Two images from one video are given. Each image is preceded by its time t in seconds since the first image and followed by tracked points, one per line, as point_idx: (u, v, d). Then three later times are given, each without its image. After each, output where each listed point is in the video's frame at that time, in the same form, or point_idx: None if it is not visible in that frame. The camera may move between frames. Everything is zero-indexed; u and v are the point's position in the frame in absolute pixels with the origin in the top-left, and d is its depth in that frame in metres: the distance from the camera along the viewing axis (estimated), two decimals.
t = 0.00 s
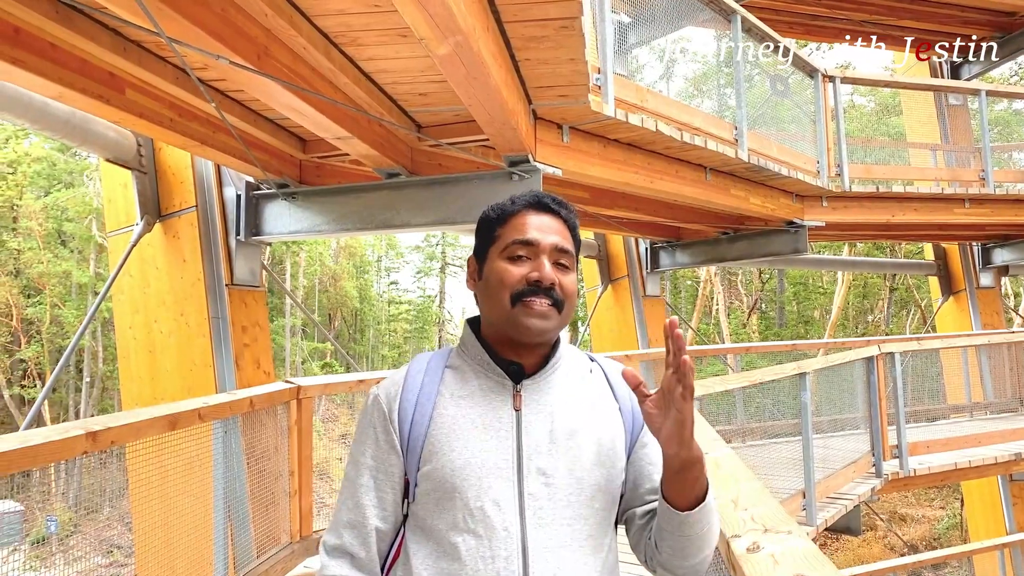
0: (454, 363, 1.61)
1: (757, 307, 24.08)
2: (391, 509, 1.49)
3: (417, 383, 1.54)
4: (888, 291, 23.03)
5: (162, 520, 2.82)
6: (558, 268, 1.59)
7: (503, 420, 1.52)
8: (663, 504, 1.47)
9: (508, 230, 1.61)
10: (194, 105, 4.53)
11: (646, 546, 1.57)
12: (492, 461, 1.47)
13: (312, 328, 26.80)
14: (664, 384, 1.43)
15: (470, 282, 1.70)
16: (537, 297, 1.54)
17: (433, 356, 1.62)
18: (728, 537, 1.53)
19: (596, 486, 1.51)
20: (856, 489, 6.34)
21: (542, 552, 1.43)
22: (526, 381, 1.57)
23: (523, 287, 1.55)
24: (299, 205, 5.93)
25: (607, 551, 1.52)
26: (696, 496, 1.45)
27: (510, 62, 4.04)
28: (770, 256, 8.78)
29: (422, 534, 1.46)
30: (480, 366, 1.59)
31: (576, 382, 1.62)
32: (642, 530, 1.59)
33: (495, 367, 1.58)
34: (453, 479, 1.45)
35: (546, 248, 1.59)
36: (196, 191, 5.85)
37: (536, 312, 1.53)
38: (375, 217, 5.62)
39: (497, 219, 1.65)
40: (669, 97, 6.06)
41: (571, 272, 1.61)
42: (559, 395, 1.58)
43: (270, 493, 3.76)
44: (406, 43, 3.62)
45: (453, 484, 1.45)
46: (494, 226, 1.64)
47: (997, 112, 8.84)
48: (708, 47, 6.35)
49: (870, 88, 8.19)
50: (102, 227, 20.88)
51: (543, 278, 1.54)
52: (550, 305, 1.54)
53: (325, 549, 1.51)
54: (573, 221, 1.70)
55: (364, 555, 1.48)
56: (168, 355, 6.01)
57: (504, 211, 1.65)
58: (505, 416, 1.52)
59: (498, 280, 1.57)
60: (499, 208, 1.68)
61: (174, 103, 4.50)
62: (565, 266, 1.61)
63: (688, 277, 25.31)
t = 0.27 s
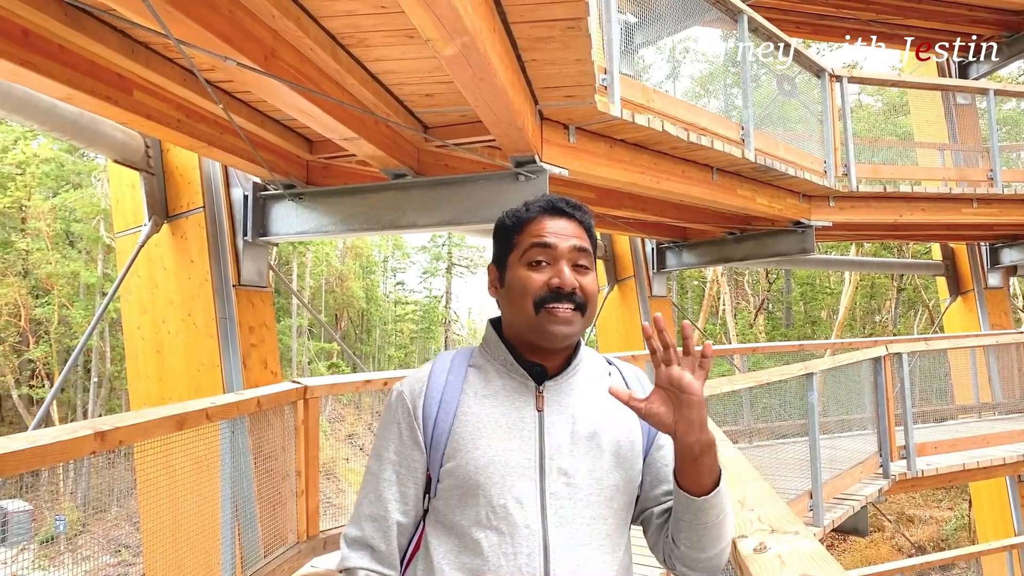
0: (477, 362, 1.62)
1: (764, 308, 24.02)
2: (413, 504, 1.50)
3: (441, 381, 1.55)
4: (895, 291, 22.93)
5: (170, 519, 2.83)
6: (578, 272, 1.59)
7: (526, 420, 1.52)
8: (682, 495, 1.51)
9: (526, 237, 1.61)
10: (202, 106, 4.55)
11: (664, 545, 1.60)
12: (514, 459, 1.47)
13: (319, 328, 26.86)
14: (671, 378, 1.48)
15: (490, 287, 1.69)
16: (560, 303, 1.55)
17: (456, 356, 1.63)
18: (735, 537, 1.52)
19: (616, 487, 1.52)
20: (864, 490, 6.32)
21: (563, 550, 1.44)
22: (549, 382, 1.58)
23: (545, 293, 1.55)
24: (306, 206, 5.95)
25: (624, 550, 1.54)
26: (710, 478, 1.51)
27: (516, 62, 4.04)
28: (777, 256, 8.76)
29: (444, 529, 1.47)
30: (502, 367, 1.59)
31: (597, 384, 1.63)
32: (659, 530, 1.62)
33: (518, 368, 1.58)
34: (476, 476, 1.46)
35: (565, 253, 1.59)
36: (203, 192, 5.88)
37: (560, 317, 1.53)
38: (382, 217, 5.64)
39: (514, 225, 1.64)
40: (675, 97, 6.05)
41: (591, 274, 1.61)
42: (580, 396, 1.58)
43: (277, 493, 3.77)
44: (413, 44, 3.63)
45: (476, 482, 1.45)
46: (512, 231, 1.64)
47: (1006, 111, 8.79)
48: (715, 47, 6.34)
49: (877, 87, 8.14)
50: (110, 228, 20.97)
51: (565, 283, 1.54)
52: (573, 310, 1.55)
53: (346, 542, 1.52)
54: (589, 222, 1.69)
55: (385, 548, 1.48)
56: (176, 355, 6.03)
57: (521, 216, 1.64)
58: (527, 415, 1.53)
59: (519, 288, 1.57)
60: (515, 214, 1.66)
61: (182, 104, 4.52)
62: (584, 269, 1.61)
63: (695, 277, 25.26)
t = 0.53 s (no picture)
0: (493, 360, 1.61)
1: (769, 307, 23.96)
2: (427, 499, 1.49)
3: (457, 378, 1.55)
4: (902, 291, 22.85)
5: (177, 518, 2.83)
6: (596, 275, 1.58)
7: (540, 419, 1.52)
8: (701, 511, 1.47)
9: (546, 237, 1.59)
10: (207, 106, 4.56)
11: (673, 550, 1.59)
12: (529, 457, 1.47)
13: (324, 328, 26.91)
14: (709, 405, 1.40)
15: (510, 287, 1.68)
16: (576, 304, 1.53)
17: (472, 353, 1.63)
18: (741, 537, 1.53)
19: (628, 487, 1.52)
20: (870, 490, 6.30)
21: (576, 548, 1.43)
22: (564, 383, 1.57)
23: (562, 295, 1.54)
24: (311, 205, 5.96)
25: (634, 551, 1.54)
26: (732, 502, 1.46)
27: (521, 60, 4.04)
28: (782, 256, 8.73)
29: (457, 524, 1.47)
30: (518, 366, 1.58)
31: (612, 386, 1.62)
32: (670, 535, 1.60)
33: (533, 368, 1.57)
34: (490, 473, 1.45)
35: (584, 255, 1.57)
36: (208, 192, 5.89)
37: (576, 318, 1.53)
38: (387, 217, 5.65)
39: (535, 225, 1.63)
40: (681, 97, 6.04)
41: (610, 277, 1.60)
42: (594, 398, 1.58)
43: (282, 493, 3.78)
44: (418, 43, 3.63)
45: (490, 479, 1.45)
46: (532, 232, 1.62)
47: (1013, 109, 8.75)
48: (720, 46, 6.32)
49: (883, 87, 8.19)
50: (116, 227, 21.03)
51: (582, 285, 1.53)
52: (590, 312, 1.53)
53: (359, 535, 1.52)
54: (609, 226, 1.67)
55: (398, 542, 1.48)
56: (181, 355, 6.05)
57: (541, 218, 1.63)
58: (541, 415, 1.53)
59: (537, 288, 1.56)
60: (536, 215, 1.65)
61: (187, 104, 4.53)
62: (603, 271, 1.59)
63: (700, 276, 25.22)
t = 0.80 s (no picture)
0: (502, 359, 1.61)
1: (771, 308, 23.95)
2: (435, 495, 1.49)
3: (466, 376, 1.55)
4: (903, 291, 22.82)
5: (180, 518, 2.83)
6: (607, 273, 1.58)
7: (547, 417, 1.52)
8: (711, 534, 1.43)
9: (556, 236, 1.59)
10: (209, 106, 4.56)
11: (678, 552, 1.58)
12: (535, 455, 1.47)
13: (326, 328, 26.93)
14: (743, 432, 1.36)
15: (517, 286, 1.68)
16: (588, 302, 1.54)
17: (481, 352, 1.62)
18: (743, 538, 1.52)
19: (634, 487, 1.51)
20: (872, 490, 6.29)
21: (581, 546, 1.43)
22: (572, 382, 1.57)
23: (574, 294, 1.54)
24: (313, 206, 5.98)
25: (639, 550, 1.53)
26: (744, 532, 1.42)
27: (523, 60, 4.04)
28: (784, 256, 8.73)
29: (464, 521, 1.48)
30: (527, 365, 1.58)
31: (620, 386, 1.62)
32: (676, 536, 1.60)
33: (542, 367, 1.57)
34: (497, 471, 1.45)
35: (594, 254, 1.57)
36: (210, 192, 5.90)
37: (588, 317, 1.52)
38: (389, 217, 5.65)
39: (543, 225, 1.63)
40: (682, 97, 6.04)
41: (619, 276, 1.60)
42: (602, 397, 1.57)
43: (284, 492, 3.78)
44: (419, 43, 3.63)
45: (497, 476, 1.45)
46: (541, 231, 1.62)
47: (1015, 110, 8.73)
48: (722, 46, 6.32)
49: (886, 87, 8.09)
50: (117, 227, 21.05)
51: (594, 283, 1.53)
52: (601, 310, 1.53)
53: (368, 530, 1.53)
54: (616, 225, 1.67)
55: (405, 538, 1.48)
56: (183, 356, 6.05)
57: (549, 217, 1.63)
58: (548, 413, 1.52)
59: (548, 286, 1.56)
60: (544, 214, 1.65)
61: (189, 104, 4.54)
62: (613, 270, 1.60)
63: (702, 277, 25.21)
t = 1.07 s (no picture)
0: (502, 357, 1.60)
1: (771, 307, 23.94)
2: (435, 493, 1.49)
3: (467, 374, 1.54)
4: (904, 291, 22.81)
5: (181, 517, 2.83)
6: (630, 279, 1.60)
7: (548, 416, 1.51)
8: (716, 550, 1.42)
9: (585, 239, 1.58)
10: (209, 105, 4.56)
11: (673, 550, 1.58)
12: (536, 454, 1.47)
13: (326, 327, 26.92)
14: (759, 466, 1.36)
15: (530, 282, 1.63)
16: (619, 307, 1.54)
17: (481, 349, 1.61)
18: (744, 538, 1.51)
19: (632, 486, 1.51)
20: (872, 489, 6.28)
21: (582, 544, 1.43)
22: (571, 382, 1.57)
23: (609, 298, 1.54)
24: (313, 205, 5.97)
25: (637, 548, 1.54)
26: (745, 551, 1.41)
27: (523, 59, 4.03)
28: (784, 255, 8.73)
29: (465, 518, 1.48)
30: (526, 363, 1.57)
31: (618, 386, 1.61)
32: (671, 535, 1.60)
33: (542, 367, 1.57)
34: (499, 469, 1.45)
35: (621, 260, 1.59)
36: (210, 191, 5.90)
37: (619, 322, 1.54)
38: (389, 216, 5.64)
39: (569, 225, 1.61)
40: (683, 96, 6.04)
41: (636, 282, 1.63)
42: (600, 396, 1.57)
43: (284, 491, 3.78)
44: (420, 42, 3.63)
45: (499, 474, 1.45)
46: (564, 234, 1.60)
47: (1015, 109, 8.73)
48: (722, 45, 6.32)
49: (886, 86, 8.03)
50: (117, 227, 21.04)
51: (627, 289, 1.54)
52: (630, 315, 1.56)
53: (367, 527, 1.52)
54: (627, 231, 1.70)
55: (405, 535, 1.47)
56: (183, 355, 6.05)
57: (573, 221, 1.61)
58: (549, 412, 1.52)
59: (582, 287, 1.54)
60: (567, 215, 1.63)
61: (189, 103, 4.54)
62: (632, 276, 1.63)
63: (702, 276, 25.21)
